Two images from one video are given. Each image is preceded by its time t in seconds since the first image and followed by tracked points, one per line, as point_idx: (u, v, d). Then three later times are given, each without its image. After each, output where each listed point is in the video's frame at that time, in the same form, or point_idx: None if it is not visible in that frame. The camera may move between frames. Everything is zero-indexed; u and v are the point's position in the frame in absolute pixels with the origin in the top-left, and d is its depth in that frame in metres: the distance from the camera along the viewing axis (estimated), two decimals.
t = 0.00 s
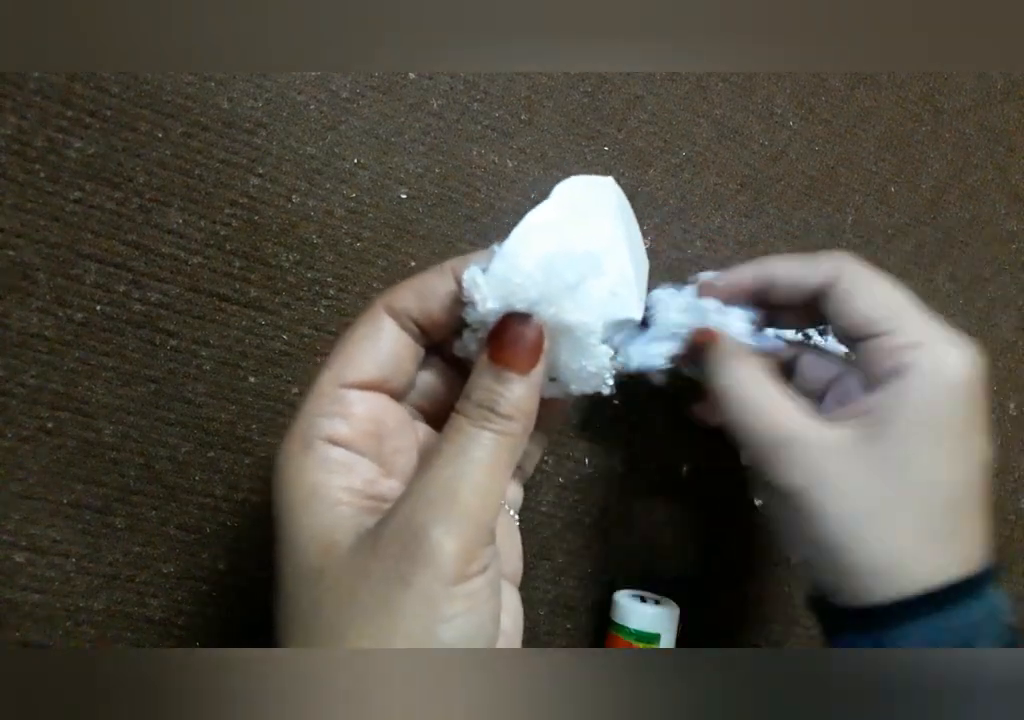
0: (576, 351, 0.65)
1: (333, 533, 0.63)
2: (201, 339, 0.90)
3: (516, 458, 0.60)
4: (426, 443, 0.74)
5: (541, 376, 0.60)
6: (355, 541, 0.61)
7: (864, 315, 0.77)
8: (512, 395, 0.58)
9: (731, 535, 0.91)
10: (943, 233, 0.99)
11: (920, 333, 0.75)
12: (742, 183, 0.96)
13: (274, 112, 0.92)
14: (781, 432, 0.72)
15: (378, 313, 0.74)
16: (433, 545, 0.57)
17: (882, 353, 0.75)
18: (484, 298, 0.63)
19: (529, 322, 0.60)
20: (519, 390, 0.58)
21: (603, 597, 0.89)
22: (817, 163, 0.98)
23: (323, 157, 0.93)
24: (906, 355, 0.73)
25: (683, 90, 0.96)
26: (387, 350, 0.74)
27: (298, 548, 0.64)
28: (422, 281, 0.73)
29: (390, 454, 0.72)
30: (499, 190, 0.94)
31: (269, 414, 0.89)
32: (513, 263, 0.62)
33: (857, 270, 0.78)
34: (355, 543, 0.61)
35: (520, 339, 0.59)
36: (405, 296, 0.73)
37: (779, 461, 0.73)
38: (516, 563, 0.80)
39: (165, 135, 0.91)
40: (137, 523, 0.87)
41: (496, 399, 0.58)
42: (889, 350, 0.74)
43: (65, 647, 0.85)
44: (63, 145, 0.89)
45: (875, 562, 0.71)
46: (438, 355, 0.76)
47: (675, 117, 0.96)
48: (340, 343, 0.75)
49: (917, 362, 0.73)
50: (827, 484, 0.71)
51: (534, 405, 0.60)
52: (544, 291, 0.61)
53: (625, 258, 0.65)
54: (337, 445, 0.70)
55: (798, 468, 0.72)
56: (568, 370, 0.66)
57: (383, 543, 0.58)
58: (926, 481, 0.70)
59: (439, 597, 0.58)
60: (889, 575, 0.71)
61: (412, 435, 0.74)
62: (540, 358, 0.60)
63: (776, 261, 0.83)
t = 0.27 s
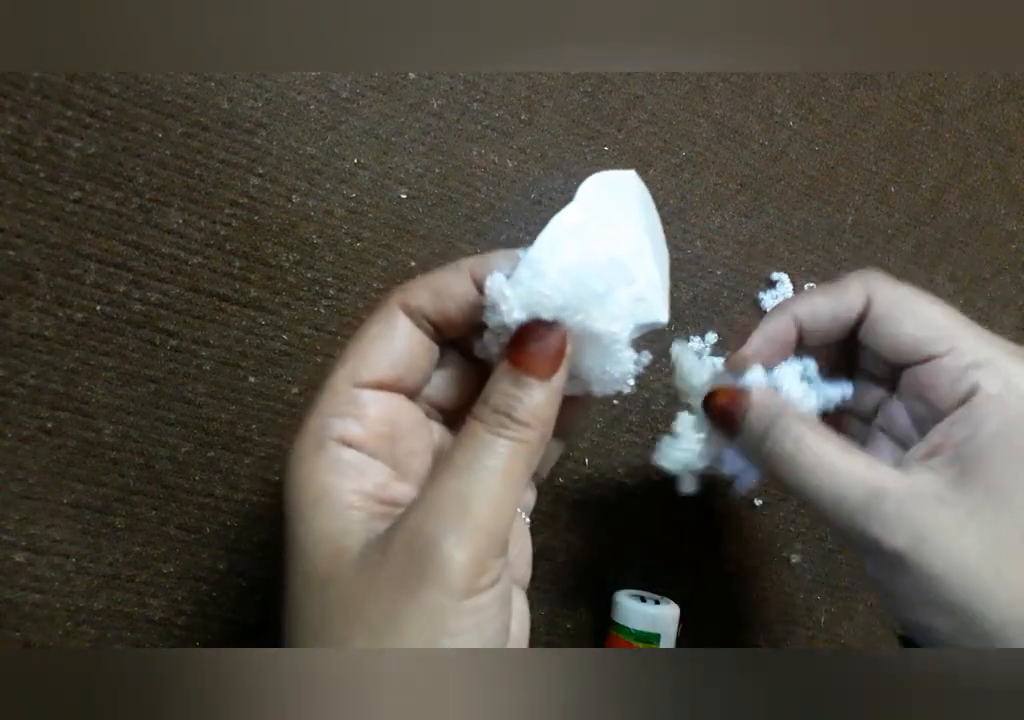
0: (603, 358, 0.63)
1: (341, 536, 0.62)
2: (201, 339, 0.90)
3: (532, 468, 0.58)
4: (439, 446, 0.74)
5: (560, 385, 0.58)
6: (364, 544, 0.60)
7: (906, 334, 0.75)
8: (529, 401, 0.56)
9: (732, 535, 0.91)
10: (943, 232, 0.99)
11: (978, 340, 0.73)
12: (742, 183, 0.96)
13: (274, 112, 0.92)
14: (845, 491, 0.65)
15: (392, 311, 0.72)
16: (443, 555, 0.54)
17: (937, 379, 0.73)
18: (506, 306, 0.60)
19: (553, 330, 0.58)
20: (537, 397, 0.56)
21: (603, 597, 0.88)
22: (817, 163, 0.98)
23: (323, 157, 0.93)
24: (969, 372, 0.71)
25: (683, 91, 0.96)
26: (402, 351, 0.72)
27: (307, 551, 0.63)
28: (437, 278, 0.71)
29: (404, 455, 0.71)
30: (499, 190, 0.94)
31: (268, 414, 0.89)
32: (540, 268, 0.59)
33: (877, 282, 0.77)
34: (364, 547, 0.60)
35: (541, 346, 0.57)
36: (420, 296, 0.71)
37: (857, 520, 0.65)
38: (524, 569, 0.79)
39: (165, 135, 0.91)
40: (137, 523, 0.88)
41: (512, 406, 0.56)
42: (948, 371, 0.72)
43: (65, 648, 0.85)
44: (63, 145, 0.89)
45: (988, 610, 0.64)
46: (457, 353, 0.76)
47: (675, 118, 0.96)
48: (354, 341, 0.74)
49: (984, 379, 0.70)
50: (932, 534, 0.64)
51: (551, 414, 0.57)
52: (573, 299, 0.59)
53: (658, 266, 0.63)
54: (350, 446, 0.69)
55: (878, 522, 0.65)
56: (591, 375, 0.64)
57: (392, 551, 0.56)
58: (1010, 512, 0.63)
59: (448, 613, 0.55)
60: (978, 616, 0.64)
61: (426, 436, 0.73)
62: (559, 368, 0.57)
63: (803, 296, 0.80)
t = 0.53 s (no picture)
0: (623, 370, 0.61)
1: (350, 538, 0.61)
2: (201, 339, 0.90)
3: (544, 475, 0.56)
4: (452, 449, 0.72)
5: (577, 396, 0.55)
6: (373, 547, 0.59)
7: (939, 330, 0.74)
8: (545, 409, 0.53)
9: (732, 535, 0.91)
10: (943, 233, 0.99)
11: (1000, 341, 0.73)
12: (742, 183, 0.96)
13: (274, 112, 0.92)
14: (861, 513, 0.61)
15: (414, 311, 0.72)
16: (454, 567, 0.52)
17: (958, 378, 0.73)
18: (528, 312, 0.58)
19: (572, 342, 0.56)
20: (553, 405, 0.53)
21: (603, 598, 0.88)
22: (817, 163, 0.98)
23: (323, 157, 0.93)
24: (1006, 382, 0.70)
25: (683, 91, 0.96)
26: (420, 352, 0.72)
27: (316, 554, 0.62)
28: (462, 278, 0.70)
29: (415, 458, 0.70)
30: (499, 190, 0.94)
31: (268, 413, 0.89)
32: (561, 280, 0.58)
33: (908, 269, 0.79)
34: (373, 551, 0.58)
35: (558, 355, 0.55)
36: (444, 296, 0.71)
37: (871, 544, 0.62)
38: (533, 573, 0.77)
39: (165, 135, 0.91)
40: (137, 523, 0.88)
41: (527, 413, 0.53)
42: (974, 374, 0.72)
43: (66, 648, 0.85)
44: (63, 145, 0.89)
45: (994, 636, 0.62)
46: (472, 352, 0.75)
47: (675, 118, 0.96)
48: (371, 342, 0.74)
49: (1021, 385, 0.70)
50: (948, 564, 0.60)
51: (567, 423, 0.55)
52: (596, 312, 0.57)
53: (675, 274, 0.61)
54: (362, 448, 0.69)
55: (893, 547, 0.61)
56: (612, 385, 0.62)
57: (400, 559, 0.54)
58: None
59: (459, 625, 0.53)
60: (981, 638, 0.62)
61: (437, 438, 0.72)
62: (576, 378, 0.55)
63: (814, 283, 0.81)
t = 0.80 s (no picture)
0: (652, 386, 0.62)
1: (358, 541, 0.61)
2: (201, 339, 0.90)
3: (557, 484, 0.55)
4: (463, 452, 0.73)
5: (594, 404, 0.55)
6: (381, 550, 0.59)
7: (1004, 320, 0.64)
8: (559, 417, 0.53)
9: (732, 535, 0.91)
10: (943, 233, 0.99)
11: None
12: (742, 183, 0.96)
13: (274, 112, 0.92)
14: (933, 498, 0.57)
15: (433, 310, 0.72)
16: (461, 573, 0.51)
17: None
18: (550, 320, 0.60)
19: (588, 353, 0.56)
20: (568, 413, 0.53)
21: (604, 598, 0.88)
22: (818, 163, 0.98)
23: (323, 157, 0.93)
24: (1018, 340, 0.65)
25: (683, 90, 0.96)
26: (435, 353, 0.71)
27: (326, 553, 0.62)
28: (482, 280, 0.70)
29: (427, 460, 0.71)
30: (499, 190, 0.94)
31: (268, 413, 0.89)
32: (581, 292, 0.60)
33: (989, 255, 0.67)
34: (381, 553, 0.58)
35: (576, 363, 0.55)
36: (464, 297, 0.70)
37: (939, 532, 0.58)
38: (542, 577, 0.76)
39: (165, 134, 0.91)
40: (137, 523, 0.88)
41: (542, 421, 0.53)
42: None
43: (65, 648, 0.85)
44: (63, 145, 0.89)
45: None
46: (488, 353, 0.74)
47: (675, 118, 0.96)
48: (389, 341, 0.73)
49: None
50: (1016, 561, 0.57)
51: (581, 431, 0.55)
52: (618, 322, 0.59)
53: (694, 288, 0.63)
54: (373, 450, 0.69)
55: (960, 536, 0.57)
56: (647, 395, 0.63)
57: (406, 563, 0.53)
58: None
59: (467, 635, 0.52)
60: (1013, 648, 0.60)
61: (450, 442, 0.73)
62: (592, 386, 0.55)
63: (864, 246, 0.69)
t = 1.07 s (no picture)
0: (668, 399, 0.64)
1: (366, 540, 0.61)
2: (201, 339, 0.90)
3: (566, 491, 0.56)
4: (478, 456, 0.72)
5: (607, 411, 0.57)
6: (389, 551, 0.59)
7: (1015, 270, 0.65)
8: (570, 424, 0.54)
9: (732, 535, 0.91)
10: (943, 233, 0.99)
11: None
12: (743, 182, 0.96)
13: (274, 112, 0.91)
14: (928, 457, 0.52)
15: (454, 314, 0.72)
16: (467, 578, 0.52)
17: None
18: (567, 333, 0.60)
19: (603, 362, 0.57)
20: (579, 420, 0.55)
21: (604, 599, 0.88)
22: (818, 163, 0.98)
23: (323, 157, 0.93)
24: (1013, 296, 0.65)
25: (683, 90, 0.96)
26: (453, 357, 0.72)
27: (331, 556, 0.63)
28: (504, 285, 0.71)
29: (441, 464, 0.71)
30: (499, 190, 0.94)
31: (268, 413, 0.89)
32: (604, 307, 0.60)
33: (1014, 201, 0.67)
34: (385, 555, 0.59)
35: (588, 375, 0.57)
36: (486, 302, 0.71)
37: (935, 494, 0.53)
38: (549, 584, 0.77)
39: (164, 135, 0.91)
40: (137, 523, 0.88)
41: (554, 428, 0.54)
42: None
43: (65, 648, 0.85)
44: (63, 145, 0.89)
45: None
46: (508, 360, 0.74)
47: (675, 118, 0.96)
48: (410, 342, 0.74)
49: None
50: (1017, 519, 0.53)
51: (591, 438, 0.56)
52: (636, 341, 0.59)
53: (719, 291, 0.62)
54: (388, 450, 0.70)
55: (961, 495, 0.53)
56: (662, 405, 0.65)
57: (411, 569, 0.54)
58: None
59: (471, 638, 0.53)
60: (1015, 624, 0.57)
61: (466, 446, 0.73)
62: (605, 394, 0.57)
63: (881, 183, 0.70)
